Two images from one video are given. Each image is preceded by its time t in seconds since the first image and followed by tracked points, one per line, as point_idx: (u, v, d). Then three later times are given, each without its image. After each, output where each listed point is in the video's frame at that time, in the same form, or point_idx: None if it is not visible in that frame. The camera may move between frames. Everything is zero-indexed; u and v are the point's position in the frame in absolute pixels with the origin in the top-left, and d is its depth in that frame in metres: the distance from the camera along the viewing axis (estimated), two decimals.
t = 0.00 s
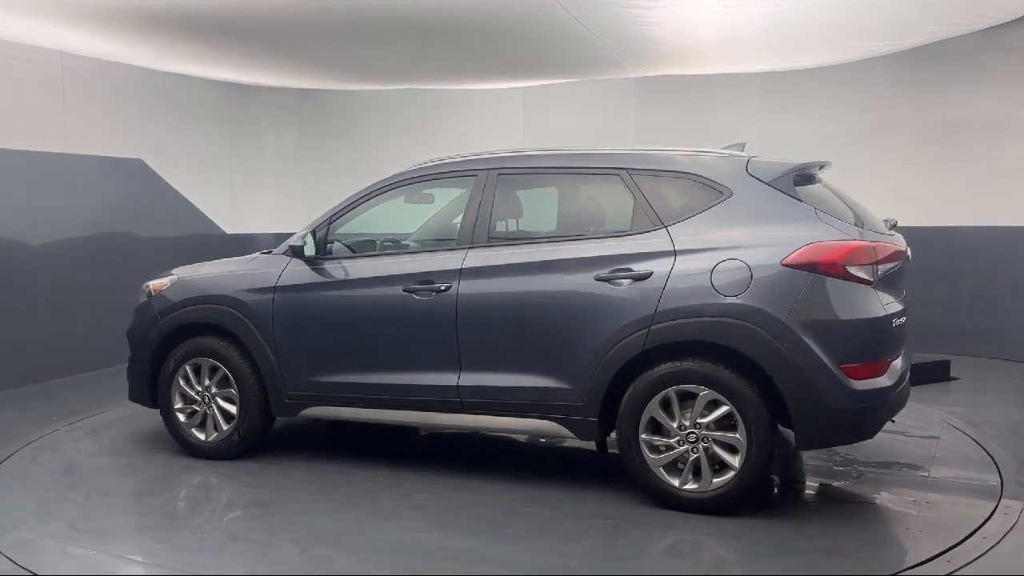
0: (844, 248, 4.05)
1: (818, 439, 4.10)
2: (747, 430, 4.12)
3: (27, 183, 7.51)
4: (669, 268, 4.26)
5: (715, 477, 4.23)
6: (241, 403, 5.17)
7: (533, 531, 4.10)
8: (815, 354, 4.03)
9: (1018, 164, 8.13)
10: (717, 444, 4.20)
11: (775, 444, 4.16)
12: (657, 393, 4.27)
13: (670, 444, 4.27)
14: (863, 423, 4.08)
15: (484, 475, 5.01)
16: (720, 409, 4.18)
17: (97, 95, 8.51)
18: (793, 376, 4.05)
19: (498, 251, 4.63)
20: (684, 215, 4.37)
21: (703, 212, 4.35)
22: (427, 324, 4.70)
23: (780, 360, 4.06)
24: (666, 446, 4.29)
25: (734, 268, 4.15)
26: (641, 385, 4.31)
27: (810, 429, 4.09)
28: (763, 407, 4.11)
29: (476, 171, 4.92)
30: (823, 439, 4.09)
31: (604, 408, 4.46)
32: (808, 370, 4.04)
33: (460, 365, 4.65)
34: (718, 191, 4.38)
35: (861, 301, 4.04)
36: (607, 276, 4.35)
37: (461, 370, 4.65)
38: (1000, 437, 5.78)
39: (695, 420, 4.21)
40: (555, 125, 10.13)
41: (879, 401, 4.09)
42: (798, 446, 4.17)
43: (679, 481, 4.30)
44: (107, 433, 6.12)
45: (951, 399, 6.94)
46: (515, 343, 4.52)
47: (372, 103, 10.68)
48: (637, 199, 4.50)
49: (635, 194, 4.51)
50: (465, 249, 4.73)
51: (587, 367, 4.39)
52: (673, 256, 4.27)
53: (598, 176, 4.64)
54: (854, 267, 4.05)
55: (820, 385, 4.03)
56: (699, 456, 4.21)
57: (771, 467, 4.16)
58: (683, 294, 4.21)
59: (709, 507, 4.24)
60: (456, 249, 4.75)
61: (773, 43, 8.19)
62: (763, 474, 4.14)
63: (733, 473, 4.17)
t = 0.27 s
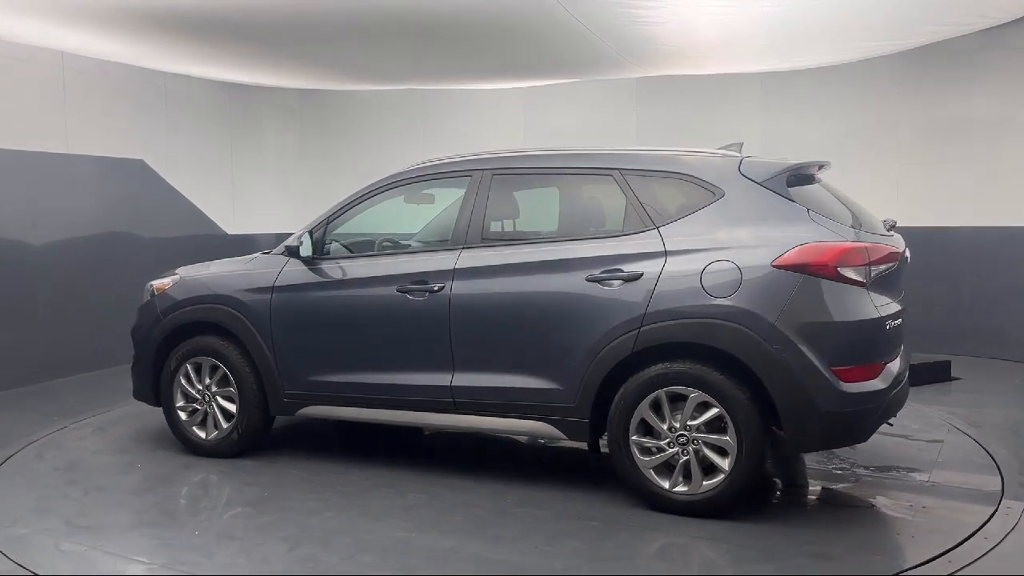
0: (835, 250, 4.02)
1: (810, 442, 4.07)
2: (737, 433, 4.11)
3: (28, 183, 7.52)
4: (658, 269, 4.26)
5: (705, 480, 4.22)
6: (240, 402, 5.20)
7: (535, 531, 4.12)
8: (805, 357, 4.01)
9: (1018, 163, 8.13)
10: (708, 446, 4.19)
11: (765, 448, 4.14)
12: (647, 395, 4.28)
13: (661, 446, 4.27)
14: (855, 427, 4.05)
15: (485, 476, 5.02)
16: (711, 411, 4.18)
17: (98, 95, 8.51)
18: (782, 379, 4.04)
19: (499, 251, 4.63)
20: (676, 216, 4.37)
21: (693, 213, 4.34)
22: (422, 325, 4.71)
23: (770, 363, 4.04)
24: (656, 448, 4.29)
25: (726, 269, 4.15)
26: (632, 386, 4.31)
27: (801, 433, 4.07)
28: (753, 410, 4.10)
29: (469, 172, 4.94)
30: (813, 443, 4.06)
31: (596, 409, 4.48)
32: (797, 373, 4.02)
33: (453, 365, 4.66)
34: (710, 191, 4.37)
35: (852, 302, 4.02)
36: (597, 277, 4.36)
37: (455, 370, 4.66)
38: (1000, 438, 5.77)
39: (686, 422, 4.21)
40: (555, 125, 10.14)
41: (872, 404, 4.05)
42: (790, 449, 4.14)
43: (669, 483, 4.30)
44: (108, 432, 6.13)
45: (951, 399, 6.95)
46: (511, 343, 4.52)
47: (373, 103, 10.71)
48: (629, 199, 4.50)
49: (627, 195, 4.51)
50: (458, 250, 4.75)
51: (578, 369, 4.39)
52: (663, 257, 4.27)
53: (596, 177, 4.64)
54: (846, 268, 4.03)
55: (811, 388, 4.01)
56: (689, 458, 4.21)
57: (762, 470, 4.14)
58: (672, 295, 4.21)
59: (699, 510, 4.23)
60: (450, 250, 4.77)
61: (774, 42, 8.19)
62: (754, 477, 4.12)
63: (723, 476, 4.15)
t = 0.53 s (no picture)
0: (826, 250, 4.00)
1: (801, 444, 4.06)
2: (727, 436, 4.10)
3: (28, 184, 7.52)
4: (648, 270, 4.26)
5: (696, 482, 4.21)
6: (240, 400, 5.22)
7: (537, 531, 4.14)
8: (796, 360, 3.99)
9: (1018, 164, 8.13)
10: (698, 449, 4.19)
11: (756, 450, 4.13)
12: (638, 396, 4.28)
13: (651, 447, 4.26)
14: (847, 430, 4.03)
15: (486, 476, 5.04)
16: (701, 413, 4.17)
17: (98, 95, 8.52)
18: (773, 382, 4.02)
19: (499, 250, 4.63)
20: (668, 215, 4.37)
21: (684, 213, 4.34)
22: (418, 324, 4.73)
23: (761, 365, 4.03)
24: (647, 449, 4.29)
25: (717, 270, 4.14)
26: (623, 387, 4.31)
27: (791, 436, 4.06)
28: (744, 413, 4.09)
29: (463, 173, 4.96)
30: (804, 445, 4.05)
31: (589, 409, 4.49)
32: (788, 376, 4.00)
33: (447, 366, 4.68)
34: (703, 190, 4.36)
35: (844, 305, 3.99)
36: (588, 277, 4.37)
37: (448, 371, 4.68)
38: (1000, 438, 5.77)
39: (676, 424, 4.20)
40: (556, 125, 10.15)
41: (865, 407, 4.03)
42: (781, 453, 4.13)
43: (660, 485, 4.30)
44: (110, 429, 6.14)
45: (952, 399, 6.96)
46: (507, 343, 4.52)
47: (374, 103, 10.73)
48: (621, 199, 4.51)
49: (620, 195, 4.52)
50: (451, 250, 4.77)
51: (570, 370, 4.39)
52: (654, 258, 4.27)
53: (591, 176, 4.65)
54: (839, 269, 4.00)
55: (803, 390, 3.99)
56: (679, 460, 4.21)
57: (752, 473, 4.12)
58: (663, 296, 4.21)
59: (689, 512, 4.22)
60: (443, 250, 4.79)
61: (775, 43, 8.19)
62: (744, 480, 4.11)
63: (712, 479, 4.15)
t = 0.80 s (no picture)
0: (817, 252, 3.99)
1: (789, 448, 4.06)
2: (715, 439, 4.10)
3: (28, 184, 7.54)
4: (637, 270, 4.27)
5: (684, 485, 4.22)
6: (239, 399, 5.23)
7: (539, 531, 4.16)
8: (784, 363, 3.99)
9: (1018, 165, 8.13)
10: (686, 451, 4.19)
11: (744, 454, 4.13)
12: (627, 398, 4.29)
13: (639, 449, 4.28)
14: (836, 434, 4.02)
15: (487, 475, 5.07)
16: (689, 415, 4.18)
17: (98, 95, 8.53)
18: (761, 385, 4.02)
19: (499, 250, 4.64)
20: (658, 216, 4.39)
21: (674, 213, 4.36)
22: (413, 325, 4.75)
23: (750, 368, 4.03)
24: (636, 451, 4.30)
25: (704, 272, 4.14)
26: (613, 388, 4.33)
27: (779, 439, 4.05)
28: (732, 415, 4.09)
29: (457, 173, 4.99)
30: (791, 449, 4.05)
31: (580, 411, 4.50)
32: (776, 379, 4.00)
33: (439, 366, 4.71)
34: (692, 190, 4.37)
35: (834, 307, 3.98)
36: (579, 278, 4.38)
37: (441, 371, 4.70)
38: (1000, 440, 5.77)
39: (664, 426, 4.21)
40: (556, 125, 10.17)
41: (856, 410, 4.02)
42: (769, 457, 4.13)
43: (648, 487, 4.31)
44: (112, 427, 6.16)
45: (951, 399, 6.99)
46: (503, 343, 4.54)
47: (374, 103, 10.75)
48: (611, 199, 4.52)
49: (610, 195, 4.53)
50: (443, 250, 4.80)
51: (560, 370, 4.41)
52: (643, 259, 4.28)
53: (579, 176, 4.66)
54: (829, 271, 3.99)
55: (791, 393, 3.99)
56: (667, 463, 4.21)
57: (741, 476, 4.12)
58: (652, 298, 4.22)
59: (677, 515, 4.23)
60: (436, 250, 4.82)
61: (775, 43, 8.20)
62: (732, 483, 4.11)
63: (700, 482, 4.15)
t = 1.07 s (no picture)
0: (805, 252, 4.01)
1: (778, 450, 4.06)
2: (703, 441, 4.11)
3: (29, 184, 7.55)
4: (626, 271, 4.30)
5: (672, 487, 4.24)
6: (238, 398, 5.25)
7: (539, 530, 4.18)
8: (772, 365, 4.00)
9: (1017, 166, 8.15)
10: (675, 453, 4.21)
11: (732, 456, 4.14)
12: (616, 400, 4.31)
13: (628, 451, 4.29)
14: (826, 437, 4.02)
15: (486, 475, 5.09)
16: (678, 417, 4.19)
17: (99, 95, 8.55)
18: (749, 387, 4.03)
19: (498, 250, 4.66)
20: (648, 217, 4.41)
21: (664, 214, 4.38)
22: (407, 325, 4.77)
23: (739, 370, 4.04)
24: (624, 453, 4.32)
25: (693, 274, 4.16)
26: (602, 390, 4.34)
27: (767, 442, 4.06)
28: (720, 418, 4.10)
29: (453, 174, 5.02)
30: (779, 451, 4.05)
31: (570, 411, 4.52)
32: (763, 382, 4.01)
33: (433, 366, 4.73)
34: (681, 191, 4.39)
35: (825, 308, 3.98)
36: (569, 279, 4.40)
37: (434, 370, 4.73)
38: (998, 441, 5.79)
39: (653, 428, 4.23)
40: (556, 126, 10.19)
41: (847, 413, 4.01)
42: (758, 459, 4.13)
43: (637, 489, 4.33)
44: (112, 425, 6.18)
45: (949, 400, 7.01)
46: (499, 343, 4.55)
47: (375, 103, 10.78)
48: (602, 200, 4.55)
49: (602, 196, 4.56)
50: (438, 251, 4.83)
51: (553, 369, 4.42)
52: (633, 260, 4.31)
53: (572, 177, 4.69)
54: (819, 272, 4.00)
55: (780, 396, 4.00)
56: (655, 465, 4.23)
57: (729, 479, 4.13)
58: (641, 299, 4.23)
59: (664, 517, 4.25)
60: (431, 251, 4.85)
61: (774, 44, 8.21)
62: (720, 486, 4.12)
63: (688, 484, 4.17)
